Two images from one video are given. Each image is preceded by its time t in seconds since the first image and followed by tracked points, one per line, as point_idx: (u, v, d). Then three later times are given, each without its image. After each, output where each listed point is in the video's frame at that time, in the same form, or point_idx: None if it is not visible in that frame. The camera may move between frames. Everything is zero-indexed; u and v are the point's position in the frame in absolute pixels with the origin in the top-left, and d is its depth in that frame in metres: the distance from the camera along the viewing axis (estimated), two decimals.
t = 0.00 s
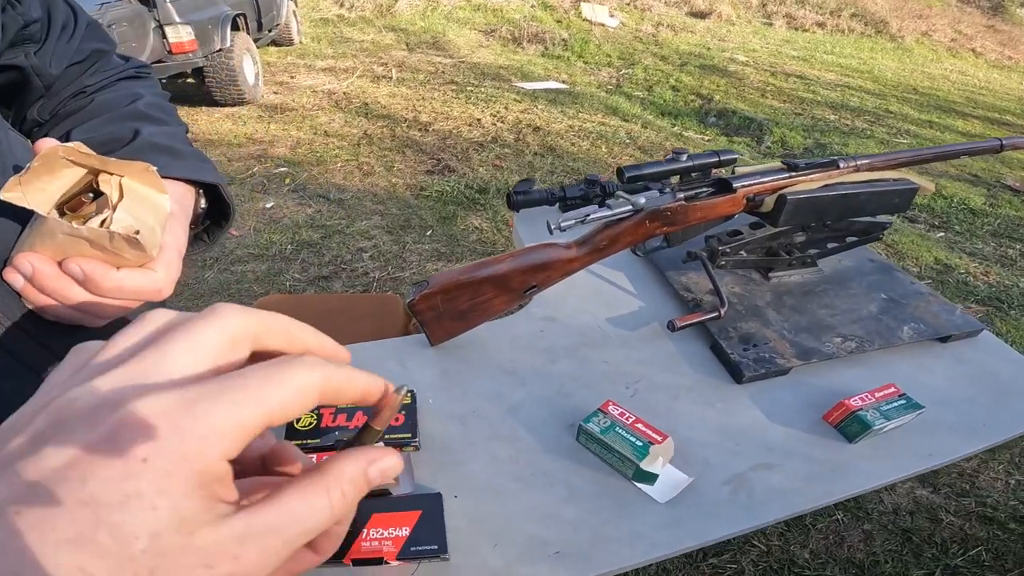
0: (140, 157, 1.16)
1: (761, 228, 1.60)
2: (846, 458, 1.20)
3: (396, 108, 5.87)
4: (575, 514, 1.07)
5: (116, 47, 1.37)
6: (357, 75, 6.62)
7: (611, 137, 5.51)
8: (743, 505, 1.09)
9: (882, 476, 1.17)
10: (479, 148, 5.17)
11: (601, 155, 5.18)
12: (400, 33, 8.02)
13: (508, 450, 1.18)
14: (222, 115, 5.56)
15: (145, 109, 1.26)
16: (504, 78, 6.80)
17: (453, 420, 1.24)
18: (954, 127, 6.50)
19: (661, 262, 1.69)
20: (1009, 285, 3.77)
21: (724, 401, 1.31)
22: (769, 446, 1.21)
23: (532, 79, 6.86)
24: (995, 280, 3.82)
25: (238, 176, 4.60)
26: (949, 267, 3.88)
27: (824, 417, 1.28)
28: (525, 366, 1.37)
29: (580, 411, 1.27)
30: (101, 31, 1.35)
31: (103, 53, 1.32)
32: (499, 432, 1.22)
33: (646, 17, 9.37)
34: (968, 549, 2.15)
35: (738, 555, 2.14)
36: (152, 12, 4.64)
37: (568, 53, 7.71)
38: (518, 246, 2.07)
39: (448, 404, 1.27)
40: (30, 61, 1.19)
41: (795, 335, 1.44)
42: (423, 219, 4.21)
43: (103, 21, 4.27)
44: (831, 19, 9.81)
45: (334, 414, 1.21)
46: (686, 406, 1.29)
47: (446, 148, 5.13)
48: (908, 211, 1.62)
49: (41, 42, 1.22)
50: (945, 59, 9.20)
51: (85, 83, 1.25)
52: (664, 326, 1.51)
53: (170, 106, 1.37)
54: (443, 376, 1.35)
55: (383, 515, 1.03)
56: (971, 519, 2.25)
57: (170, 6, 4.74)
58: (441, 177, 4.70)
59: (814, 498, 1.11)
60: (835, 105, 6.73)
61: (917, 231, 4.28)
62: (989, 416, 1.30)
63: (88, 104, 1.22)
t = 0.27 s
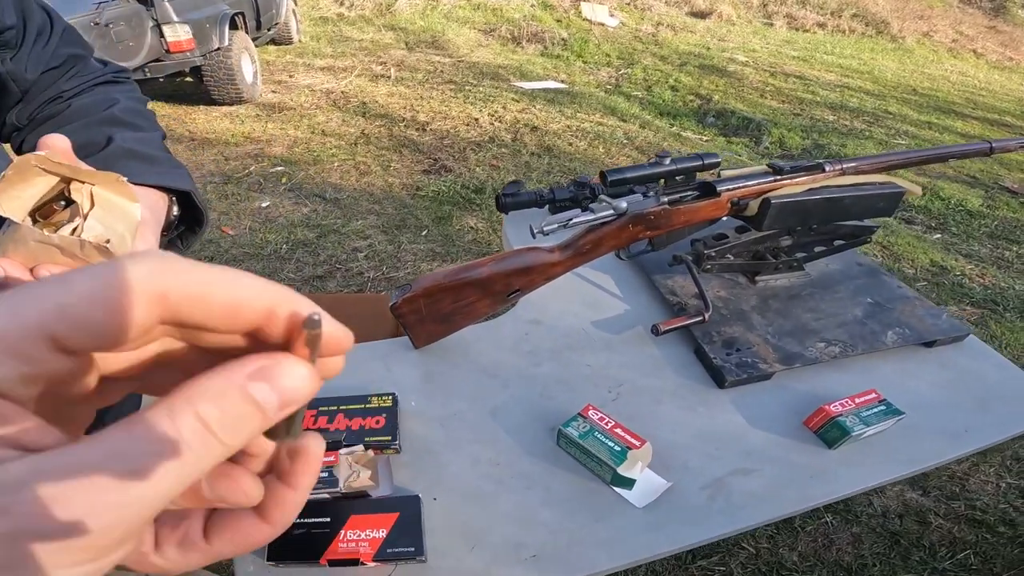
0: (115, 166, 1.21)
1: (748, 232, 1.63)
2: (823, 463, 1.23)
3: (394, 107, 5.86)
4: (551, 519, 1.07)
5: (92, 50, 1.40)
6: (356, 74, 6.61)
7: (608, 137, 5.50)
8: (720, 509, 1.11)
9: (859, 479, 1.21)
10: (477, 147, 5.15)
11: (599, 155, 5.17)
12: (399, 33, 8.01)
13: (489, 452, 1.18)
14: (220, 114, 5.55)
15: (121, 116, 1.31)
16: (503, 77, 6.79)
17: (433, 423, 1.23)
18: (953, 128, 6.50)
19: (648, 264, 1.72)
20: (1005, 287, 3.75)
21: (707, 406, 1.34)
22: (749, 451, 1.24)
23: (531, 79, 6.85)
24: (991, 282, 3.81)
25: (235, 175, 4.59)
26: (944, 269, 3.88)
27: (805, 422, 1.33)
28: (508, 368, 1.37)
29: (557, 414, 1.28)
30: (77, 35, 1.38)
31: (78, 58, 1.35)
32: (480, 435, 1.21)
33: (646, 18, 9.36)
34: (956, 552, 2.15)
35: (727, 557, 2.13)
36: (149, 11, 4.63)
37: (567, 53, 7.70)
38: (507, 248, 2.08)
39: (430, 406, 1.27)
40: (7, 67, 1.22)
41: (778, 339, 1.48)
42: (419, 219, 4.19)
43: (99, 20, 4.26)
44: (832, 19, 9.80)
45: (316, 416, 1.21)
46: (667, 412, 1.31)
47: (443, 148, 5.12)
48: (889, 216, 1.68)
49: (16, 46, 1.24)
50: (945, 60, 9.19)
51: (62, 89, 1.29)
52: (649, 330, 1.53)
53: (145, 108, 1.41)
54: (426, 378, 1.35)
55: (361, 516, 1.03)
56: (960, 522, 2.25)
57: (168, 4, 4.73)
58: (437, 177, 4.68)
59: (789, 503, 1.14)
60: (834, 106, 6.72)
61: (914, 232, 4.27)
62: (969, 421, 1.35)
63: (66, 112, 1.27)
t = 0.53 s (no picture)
0: (135, 189, 1.40)
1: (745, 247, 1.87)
2: (812, 471, 1.41)
3: (396, 109, 5.89)
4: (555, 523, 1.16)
5: (115, 77, 1.63)
6: (357, 75, 6.64)
7: (609, 140, 5.52)
8: (713, 513, 1.28)
9: (838, 487, 1.39)
10: (478, 150, 5.18)
11: (600, 159, 5.19)
12: (401, 33, 8.04)
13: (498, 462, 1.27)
14: (222, 115, 5.58)
15: (140, 137, 1.51)
16: (504, 79, 6.82)
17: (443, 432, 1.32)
18: (953, 131, 6.53)
19: (648, 279, 1.94)
20: (1001, 292, 3.79)
21: (704, 418, 1.50)
22: (741, 461, 1.41)
23: (532, 81, 6.87)
24: (988, 287, 3.85)
25: (238, 177, 4.63)
26: (942, 273, 3.92)
27: (797, 432, 1.51)
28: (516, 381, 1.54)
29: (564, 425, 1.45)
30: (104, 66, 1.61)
31: (105, 84, 1.58)
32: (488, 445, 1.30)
33: (647, 18, 9.37)
34: (947, 555, 2.20)
35: (724, 559, 2.18)
36: (153, 13, 4.67)
37: (568, 54, 7.72)
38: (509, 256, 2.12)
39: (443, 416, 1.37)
40: (35, 92, 1.42)
41: (774, 352, 1.70)
42: (421, 222, 4.22)
43: (103, 22, 4.31)
44: (833, 20, 9.80)
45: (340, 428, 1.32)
46: (664, 422, 1.48)
47: (445, 150, 5.16)
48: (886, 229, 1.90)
49: (45, 73, 1.45)
50: (947, 61, 9.22)
51: (88, 113, 1.49)
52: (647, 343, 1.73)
53: (164, 130, 1.62)
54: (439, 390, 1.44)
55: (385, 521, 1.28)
56: (952, 525, 2.30)
57: (171, 6, 4.76)
58: (439, 180, 4.71)
59: (783, 508, 1.30)
60: (834, 108, 6.76)
61: (912, 237, 4.31)
62: (955, 432, 1.55)
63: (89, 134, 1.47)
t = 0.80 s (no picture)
0: (126, 185, 1.42)
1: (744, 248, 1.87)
2: (811, 474, 1.43)
3: (396, 109, 5.88)
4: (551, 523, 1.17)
5: (115, 75, 1.61)
6: (358, 75, 6.64)
7: (609, 141, 5.52)
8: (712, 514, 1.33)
9: (838, 487, 1.40)
10: (477, 150, 5.17)
11: (600, 159, 5.18)
12: (401, 33, 8.03)
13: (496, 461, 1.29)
14: (221, 114, 5.57)
15: (136, 138, 1.52)
16: (504, 79, 6.81)
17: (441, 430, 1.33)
18: (954, 132, 6.52)
19: (648, 280, 1.96)
20: (1001, 294, 3.78)
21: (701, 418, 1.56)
22: (738, 462, 1.45)
23: (532, 81, 6.87)
24: (988, 288, 3.84)
25: (237, 176, 4.62)
26: (941, 275, 3.91)
27: (794, 434, 1.53)
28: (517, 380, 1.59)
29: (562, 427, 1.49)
30: (104, 61, 1.60)
31: (104, 84, 1.56)
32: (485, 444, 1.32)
33: (647, 18, 9.37)
34: (944, 557, 2.20)
35: (721, 560, 2.18)
36: (153, 12, 4.66)
37: (569, 54, 7.71)
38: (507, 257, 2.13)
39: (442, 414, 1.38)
40: (31, 92, 1.41)
41: (772, 353, 1.70)
42: (420, 222, 4.22)
43: (102, 21, 4.33)
44: (835, 21, 9.80)
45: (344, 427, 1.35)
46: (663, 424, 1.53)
47: (445, 150, 5.15)
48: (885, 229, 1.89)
49: (42, 72, 1.43)
50: (949, 63, 9.20)
51: (85, 114, 1.49)
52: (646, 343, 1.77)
53: (162, 131, 1.62)
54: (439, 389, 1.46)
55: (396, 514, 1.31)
56: (950, 527, 2.29)
57: (171, 5, 4.75)
58: (438, 180, 4.70)
59: (778, 509, 1.34)
60: (835, 109, 6.75)
61: (912, 238, 4.30)
62: (952, 432, 1.55)
63: (84, 134, 1.47)
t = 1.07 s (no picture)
0: (120, 168, 1.43)
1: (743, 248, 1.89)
2: (810, 471, 1.45)
3: (398, 108, 5.90)
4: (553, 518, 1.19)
5: (130, 75, 1.65)
6: (359, 74, 6.66)
7: (609, 141, 5.53)
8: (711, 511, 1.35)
9: (836, 484, 1.42)
10: (478, 150, 5.19)
11: (601, 159, 5.19)
12: (402, 33, 8.05)
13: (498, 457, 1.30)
14: (223, 113, 5.59)
15: (138, 129, 1.53)
16: (506, 79, 6.83)
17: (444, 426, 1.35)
18: (954, 133, 6.54)
19: (648, 279, 1.98)
20: (1000, 295, 3.80)
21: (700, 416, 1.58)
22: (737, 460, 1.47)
23: (533, 81, 6.88)
24: (987, 289, 3.86)
25: (239, 175, 4.64)
26: (940, 276, 3.93)
27: (793, 431, 1.55)
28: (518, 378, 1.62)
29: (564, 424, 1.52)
30: (119, 63, 1.64)
31: (118, 83, 1.60)
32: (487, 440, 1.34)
33: (648, 19, 9.38)
34: (941, 555, 2.22)
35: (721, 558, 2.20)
36: (156, 11, 4.68)
37: (569, 54, 7.73)
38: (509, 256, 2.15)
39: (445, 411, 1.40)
40: (47, 92, 1.45)
41: (771, 352, 1.72)
42: (421, 222, 4.23)
43: (105, 20, 4.35)
44: (835, 22, 9.82)
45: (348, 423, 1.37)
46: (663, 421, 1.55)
47: (446, 150, 5.16)
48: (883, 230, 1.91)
49: (58, 73, 1.48)
50: (949, 63, 9.23)
51: (97, 110, 1.52)
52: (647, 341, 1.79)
53: (170, 127, 1.64)
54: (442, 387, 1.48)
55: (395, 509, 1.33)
56: (947, 526, 2.31)
57: (173, 4, 4.77)
58: (440, 180, 4.72)
59: (776, 506, 1.36)
60: (835, 110, 6.76)
61: (911, 239, 4.32)
62: (949, 431, 1.57)
63: (89, 126, 1.49)
